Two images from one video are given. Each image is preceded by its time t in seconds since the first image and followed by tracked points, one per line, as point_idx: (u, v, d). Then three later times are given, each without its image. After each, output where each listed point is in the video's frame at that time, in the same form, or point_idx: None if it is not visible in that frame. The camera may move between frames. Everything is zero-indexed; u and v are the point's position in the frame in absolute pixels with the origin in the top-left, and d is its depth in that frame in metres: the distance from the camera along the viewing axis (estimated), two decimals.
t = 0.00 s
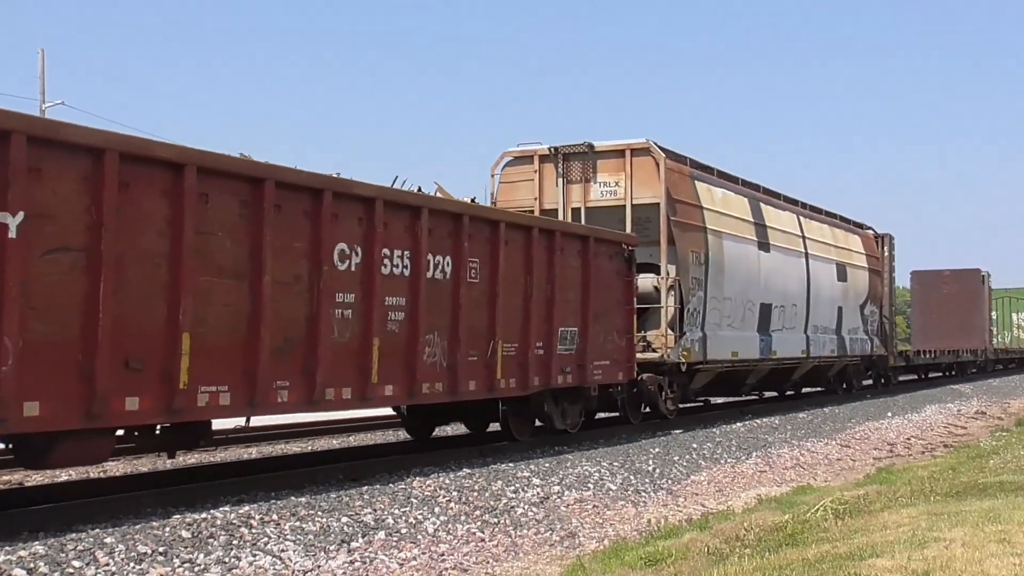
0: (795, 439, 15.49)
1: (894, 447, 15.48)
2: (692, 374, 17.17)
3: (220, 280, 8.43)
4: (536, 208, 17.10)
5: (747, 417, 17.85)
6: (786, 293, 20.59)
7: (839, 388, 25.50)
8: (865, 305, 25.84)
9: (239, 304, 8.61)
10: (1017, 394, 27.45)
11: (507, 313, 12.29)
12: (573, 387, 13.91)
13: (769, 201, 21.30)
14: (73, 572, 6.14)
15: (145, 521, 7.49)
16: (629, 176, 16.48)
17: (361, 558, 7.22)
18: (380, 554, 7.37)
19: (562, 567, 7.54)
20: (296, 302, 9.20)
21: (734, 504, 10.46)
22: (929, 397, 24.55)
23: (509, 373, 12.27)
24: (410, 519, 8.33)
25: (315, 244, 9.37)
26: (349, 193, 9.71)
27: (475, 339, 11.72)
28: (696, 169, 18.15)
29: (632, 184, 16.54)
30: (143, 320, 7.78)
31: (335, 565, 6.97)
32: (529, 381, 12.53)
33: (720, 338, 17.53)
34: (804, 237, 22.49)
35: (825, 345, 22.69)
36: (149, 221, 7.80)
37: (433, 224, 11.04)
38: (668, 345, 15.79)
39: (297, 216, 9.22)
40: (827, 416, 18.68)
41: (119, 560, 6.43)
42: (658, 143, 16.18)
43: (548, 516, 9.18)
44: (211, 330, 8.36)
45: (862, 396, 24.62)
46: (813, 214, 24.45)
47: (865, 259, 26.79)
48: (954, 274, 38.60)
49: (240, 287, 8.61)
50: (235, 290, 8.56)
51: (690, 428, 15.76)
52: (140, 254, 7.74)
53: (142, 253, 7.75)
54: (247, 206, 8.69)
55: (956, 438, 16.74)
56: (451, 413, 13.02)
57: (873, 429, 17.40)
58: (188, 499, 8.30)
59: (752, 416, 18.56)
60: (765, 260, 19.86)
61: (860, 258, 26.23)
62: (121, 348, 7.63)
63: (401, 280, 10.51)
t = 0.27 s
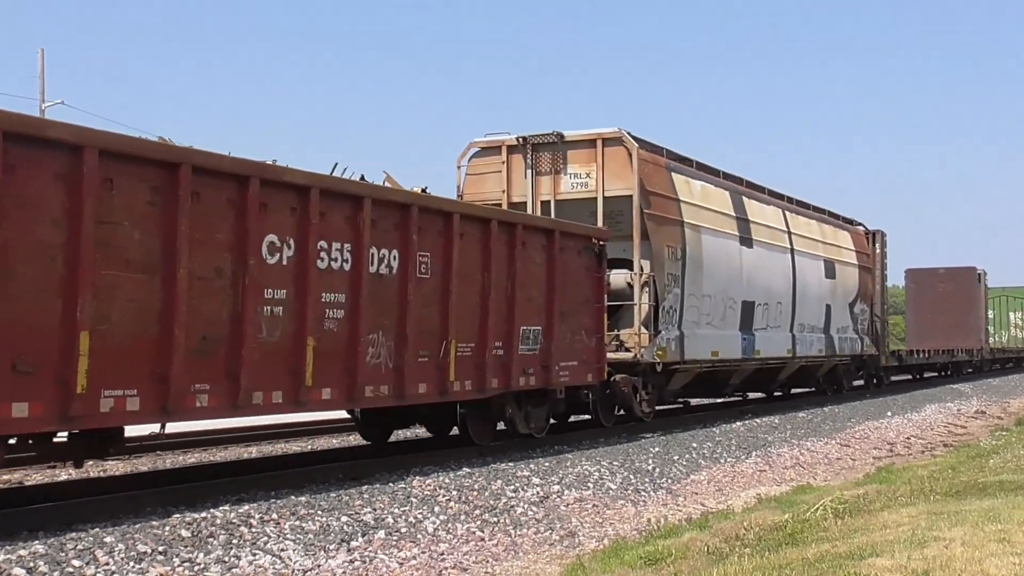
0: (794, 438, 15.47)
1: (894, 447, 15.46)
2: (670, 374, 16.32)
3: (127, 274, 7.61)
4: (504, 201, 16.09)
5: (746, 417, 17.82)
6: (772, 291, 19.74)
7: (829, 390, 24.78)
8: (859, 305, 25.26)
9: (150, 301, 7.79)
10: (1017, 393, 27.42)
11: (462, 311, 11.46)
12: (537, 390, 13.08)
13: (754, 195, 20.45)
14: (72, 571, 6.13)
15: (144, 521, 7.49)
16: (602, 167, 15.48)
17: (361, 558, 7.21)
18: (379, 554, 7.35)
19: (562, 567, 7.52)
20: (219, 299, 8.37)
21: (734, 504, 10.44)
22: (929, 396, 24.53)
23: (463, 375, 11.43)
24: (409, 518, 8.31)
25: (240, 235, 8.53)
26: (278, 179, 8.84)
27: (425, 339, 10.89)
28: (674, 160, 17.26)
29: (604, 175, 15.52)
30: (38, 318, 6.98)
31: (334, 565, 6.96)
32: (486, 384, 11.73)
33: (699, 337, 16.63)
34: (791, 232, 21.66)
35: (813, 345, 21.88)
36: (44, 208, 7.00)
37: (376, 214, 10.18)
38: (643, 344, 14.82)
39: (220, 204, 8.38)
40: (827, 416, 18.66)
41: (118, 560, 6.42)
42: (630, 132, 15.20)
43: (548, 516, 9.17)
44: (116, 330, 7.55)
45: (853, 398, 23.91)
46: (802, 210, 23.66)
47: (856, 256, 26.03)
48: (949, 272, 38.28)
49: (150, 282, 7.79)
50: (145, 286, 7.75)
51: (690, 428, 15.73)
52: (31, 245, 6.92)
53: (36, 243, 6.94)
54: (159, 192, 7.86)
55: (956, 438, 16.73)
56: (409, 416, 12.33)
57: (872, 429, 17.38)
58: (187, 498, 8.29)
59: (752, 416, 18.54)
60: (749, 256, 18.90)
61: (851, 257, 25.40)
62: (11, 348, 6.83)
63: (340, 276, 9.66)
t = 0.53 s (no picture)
0: (794, 439, 15.48)
1: (894, 447, 15.47)
2: (646, 375, 15.56)
3: (13, 267, 6.88)
4: (469, 193, 15.25)
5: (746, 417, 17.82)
6: (756, 289, 18.92)
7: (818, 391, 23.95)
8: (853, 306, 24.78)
9: (43, 296, 7.06)
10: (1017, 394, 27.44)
11: (410, 307, 10.74)
12: (495, 392, 12.34)
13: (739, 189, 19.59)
14: (72, 571, 6.12)
15: (144, 521, 7.49)
16: (572, 158, 14.59)
17: (361, 558, 7.21)
18: (379, 554, 7.36)
19: (561, 567, 7.53)
20: (124, 296, 7.63)
21: (733, 504, 10.45)
22: (928, 397, 24.53)
23: (409, 378, 10.66)
24: (409, 518, 8.32)
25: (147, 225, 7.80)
26: (194, 164, 8.12)
27: (367, 338, 10.14)
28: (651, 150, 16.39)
29: (573, 167, 14.61)
30: None
31: (334, 565, 6.96)
32: (437, 385, 10.99)
33: (678, 337, 15.82)
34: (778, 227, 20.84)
35: (801, 345, 21.11)
36: None
37: (309, 204, 9.42)
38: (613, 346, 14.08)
39: (124, 192, 7.64)
40: (826, 416, 18.66)
41: (118, 560, 6.42)
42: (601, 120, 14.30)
43: (548, 516, 9.17)
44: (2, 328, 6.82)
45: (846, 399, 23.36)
46: (790, 205, 22.87)
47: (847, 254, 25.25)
48: (945, 271, 38.07)
49: (43, 276, 7.06)
50: (37, 280, 7.02)
51: (690, 429, 15.72)
52: None
53: None
54: (52, 176, 7.12)
55: (956, 438, 16.74)
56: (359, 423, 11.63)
57: (872, 429, 17.39)
58: (186, 498, 8.29)
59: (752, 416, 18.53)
60: (731, 253, 18.01)
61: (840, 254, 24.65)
62: None
63: (266, 270, 8.89)
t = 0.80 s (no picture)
0: (794, 438, 15.47)
1: (894, 447, 15.47)
2: (619, 375, 14.92)
3: None
4: (433, 184, 14.50)
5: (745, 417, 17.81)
6: (736, 286, 18.28)
7: (807, 392, 23.50)
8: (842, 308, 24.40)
9: None
10: (1017, 393, 27.46)
11: (349, 304, 9.90)
12: (450, 395, 11.57)
13: (719, 182, 18.93)
14: (72, 572, 6.12)
15: (144, 521, 7.49)
16: (539, 147, 13.87)
17: (361, 558, 7.20)
18: (379, 554, 7.35)
19: (561, 567, 7.53)
20: (15, 292, 6.84)
21: (734, 504, 10.44)
22: (929, 397, 24.53)
23: (347, 380, 9.81)
24: (410, 518, 8.31)
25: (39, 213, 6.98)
26: (96, 145, 7.30)
27: (301, 336, 9.29)
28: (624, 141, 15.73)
29: (540, 156, 13.88)
30: None
31: (334, 565, 6.96)
32: (382, 388, 10.18)
33: (653, 337, 15.23)
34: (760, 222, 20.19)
35: (787, 345, 20.55)
36: None
37: (233, 190, 8.58)
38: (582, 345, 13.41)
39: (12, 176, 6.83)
40: (827, 416, 18.66)
41: (118, 560, 6.42)
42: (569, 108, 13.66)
43: (548, 516, 9.17)
44: None
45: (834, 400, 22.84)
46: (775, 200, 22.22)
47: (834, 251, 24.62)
48: (941, 269, 38.04)
49: None
50: None
51: (690, 429, 15.71)
52: None
53: None
54: None
55: (956, 438, 16.73)
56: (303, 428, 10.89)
57: (872, 429, 17.38)
58: (186, 498, 8.30)
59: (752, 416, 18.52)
60: (710, 247, 17.38)
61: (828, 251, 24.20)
62: None
63: (181, 262, 8.06)
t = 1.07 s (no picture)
0: (794, 439, 15.48)
1: (894, 447, 15.47)
2: (588, 376, 14.23)
3: None
4: (391, 175, 13.77)
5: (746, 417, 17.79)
6: (715, 284, 17.61)
7: (794, 395, 23.08)
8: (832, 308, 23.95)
9: None
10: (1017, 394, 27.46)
11: (280, 301, 9.12)
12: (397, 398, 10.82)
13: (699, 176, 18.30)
14: (72, 571, 6.13)
15: (144, 521, 7.49)
16: (503, 136, 13.21)
17: (361, 558, 7.21)
18: (379, 554, 7.36)
19: (561, 567, 7.53)
20: None
21: (733, 504, 10.45)
22: (929, 397, 24.52)
23: (275, 383, 9.02)
24: (409, 518, 8.32)
25: None
26: None
27: (223, 336, 8.52)
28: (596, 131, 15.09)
29: (505, 146, 13.25)
30: None
31: (334, 565, 6.96)
32: (317, 391, 9.41)
33: (626, 337, 14.63)
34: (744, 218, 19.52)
35: (771, 346, 20.00)
36: None
37: (143, 175, 7.81)
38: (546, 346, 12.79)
39: None
40: (827, 416, 18.65)
41: (118, 560, 6.42)
42: (533, 95, 13.01)
43: (548, 516, 9.17)
44: None
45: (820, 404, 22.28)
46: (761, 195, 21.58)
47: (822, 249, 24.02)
48: (937, 268, 37.69)
49: None
50: None
51: (690, 429, 15.71)
52: None
53: None
54: None
55: (956, 438, 16.74)
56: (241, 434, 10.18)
57: (872, 429, 17.38)
58: (186, 498, 8.29)
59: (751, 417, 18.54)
60: (688, 244, 16.76)
61: (816, 249, 23.64)
62: None
63: (82, 255, 7.31)
